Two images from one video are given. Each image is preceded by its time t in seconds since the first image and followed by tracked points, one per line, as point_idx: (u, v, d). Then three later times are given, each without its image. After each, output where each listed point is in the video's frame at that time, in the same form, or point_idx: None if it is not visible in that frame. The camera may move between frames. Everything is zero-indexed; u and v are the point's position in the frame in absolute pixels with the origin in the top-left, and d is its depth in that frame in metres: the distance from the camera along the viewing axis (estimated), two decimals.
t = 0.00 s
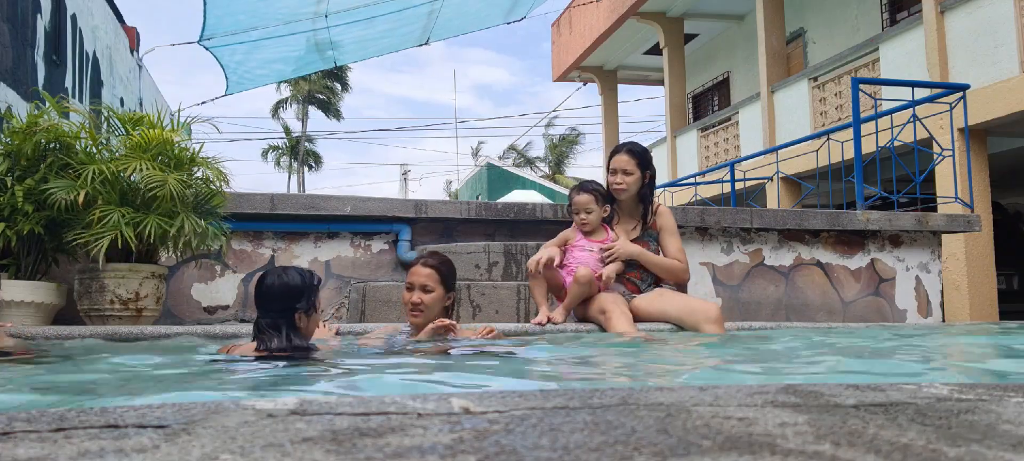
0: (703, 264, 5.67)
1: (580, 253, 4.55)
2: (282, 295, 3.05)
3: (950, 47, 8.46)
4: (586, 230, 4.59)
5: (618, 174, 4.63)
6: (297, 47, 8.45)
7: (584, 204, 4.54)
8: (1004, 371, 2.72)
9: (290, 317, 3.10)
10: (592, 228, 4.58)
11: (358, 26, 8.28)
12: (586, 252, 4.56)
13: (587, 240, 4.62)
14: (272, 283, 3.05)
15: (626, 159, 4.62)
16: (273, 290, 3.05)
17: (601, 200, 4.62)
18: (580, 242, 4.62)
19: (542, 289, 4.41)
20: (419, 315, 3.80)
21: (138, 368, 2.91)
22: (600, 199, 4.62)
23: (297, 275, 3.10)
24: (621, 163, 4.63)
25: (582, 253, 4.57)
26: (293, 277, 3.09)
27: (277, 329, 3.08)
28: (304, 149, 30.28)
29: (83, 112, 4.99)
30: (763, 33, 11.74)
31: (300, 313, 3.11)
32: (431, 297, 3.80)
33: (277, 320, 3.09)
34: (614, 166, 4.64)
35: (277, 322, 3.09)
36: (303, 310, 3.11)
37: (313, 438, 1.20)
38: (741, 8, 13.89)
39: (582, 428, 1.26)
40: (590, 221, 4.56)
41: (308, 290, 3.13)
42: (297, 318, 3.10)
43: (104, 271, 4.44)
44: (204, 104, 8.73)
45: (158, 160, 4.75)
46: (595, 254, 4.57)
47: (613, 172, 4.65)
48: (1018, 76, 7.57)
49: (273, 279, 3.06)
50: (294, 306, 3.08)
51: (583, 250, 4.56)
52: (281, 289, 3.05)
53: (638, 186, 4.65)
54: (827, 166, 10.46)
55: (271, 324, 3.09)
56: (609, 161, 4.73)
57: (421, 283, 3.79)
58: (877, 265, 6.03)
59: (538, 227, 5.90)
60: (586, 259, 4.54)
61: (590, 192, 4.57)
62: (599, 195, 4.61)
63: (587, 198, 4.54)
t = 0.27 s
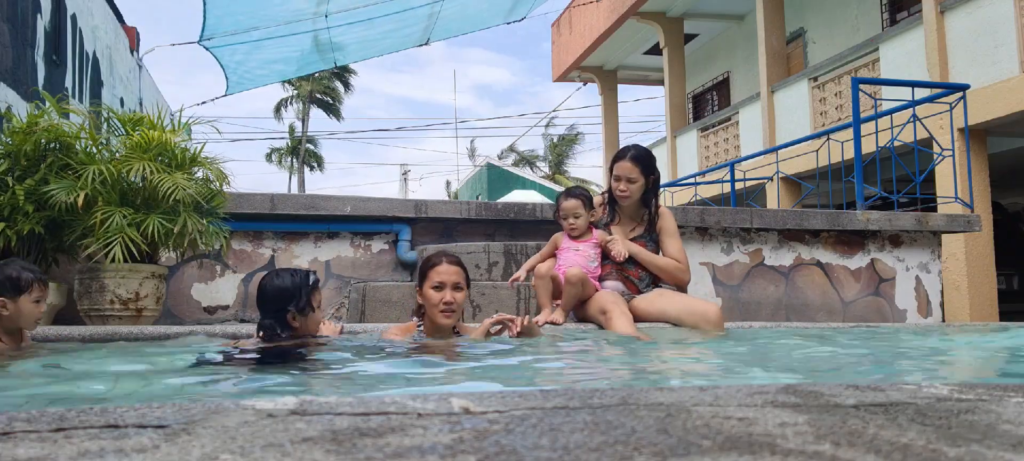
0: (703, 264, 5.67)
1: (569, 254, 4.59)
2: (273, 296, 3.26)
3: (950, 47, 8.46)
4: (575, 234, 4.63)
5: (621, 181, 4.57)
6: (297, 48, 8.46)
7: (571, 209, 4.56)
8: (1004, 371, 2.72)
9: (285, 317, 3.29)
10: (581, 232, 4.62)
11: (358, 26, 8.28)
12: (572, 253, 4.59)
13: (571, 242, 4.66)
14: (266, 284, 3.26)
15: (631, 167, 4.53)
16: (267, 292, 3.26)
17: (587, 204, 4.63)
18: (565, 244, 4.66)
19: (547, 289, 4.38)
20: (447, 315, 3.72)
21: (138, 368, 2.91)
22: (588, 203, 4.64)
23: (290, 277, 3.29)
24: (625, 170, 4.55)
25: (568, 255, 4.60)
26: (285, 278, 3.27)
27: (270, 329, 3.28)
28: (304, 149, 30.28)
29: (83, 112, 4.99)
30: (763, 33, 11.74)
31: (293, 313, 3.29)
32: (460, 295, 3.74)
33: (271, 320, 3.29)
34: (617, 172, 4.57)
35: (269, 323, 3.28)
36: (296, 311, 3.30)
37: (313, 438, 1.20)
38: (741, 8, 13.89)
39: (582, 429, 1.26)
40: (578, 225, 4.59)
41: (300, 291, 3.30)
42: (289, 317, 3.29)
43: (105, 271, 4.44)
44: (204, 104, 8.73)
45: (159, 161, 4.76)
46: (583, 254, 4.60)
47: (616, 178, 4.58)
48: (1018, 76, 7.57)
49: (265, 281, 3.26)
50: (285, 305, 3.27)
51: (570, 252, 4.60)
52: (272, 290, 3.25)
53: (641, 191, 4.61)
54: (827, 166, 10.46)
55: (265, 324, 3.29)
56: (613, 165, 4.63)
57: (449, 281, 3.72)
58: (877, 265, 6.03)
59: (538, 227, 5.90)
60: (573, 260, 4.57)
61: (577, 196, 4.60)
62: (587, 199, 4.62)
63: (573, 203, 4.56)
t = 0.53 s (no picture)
0: (703, 264, 5.66)
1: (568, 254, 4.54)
2: (274, 297, 3.22)
3: (950, 47, 8.46)
4: (563, 229, 4.60)
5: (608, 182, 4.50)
6: (297, 48, 8.46)
7: (558, 202, 4.59)
8: (1004, 371, 2.72)
9: (285, 318, 3.25)
10: (567, 226, 4.60)
11: (358, 27, 8.28)
12: (570, 252, 4.55)
13: (565, 240, 4.61)
14: (267, 284, 3.21)
15: (617, 167, 4.47)
16: (269, 292, 3.22)
17: (575, 199, 4.66)
18: (559, 243, 4.60)
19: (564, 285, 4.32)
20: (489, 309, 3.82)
21: (137, 368, 2.91)
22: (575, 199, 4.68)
23: (292, 278, 3.24)
24: (612, 171, 4.49)
25: (566, 254, 4.56)
26: (286, 278, 3.23)
27: (271, 328, 3.25)
28: (304, 149, 30.27)
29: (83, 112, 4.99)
30: (763, 33, 11.74)
31: (294, 314, 3.26)
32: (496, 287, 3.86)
33: (272, 320, 3.25)
34: (604, 173, 4.51)
35: (269, 322, 3.25)
36: (297, 311, 3.26)
37: (313, 438, 1.20)
38: (741, 8, 13.89)
39: (582, 429, 1.26)
40: (564, 219, 4.59)
41: (302, 292, 3.26)
42: (290, 318, 3.25)
43: (105, 271, 4.44)
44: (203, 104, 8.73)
45: (159, 161, 4.76)
46: (580, 252, 4.58)
47: (603, 179, 4.51)
48: (1018, 76, 7.57)
49: (265, 281, 3.22)
50: (287, 307, 3.23)
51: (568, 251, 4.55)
52: (273, 290, 3.22)
53: (628, 192, 4.55)
54: (827, 166, 10.46)
55: (266, 323, 3.26)
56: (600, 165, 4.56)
57: (491, 276, 3.80)
58: (877, 265, 6.03)
59: (537, 227, 5.90)
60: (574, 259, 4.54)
61: (564, 190, 4.62)
62: (575, 196, 4.67)
63: (560, 196, 4.60)
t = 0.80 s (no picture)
0: (703, 264, 5.66)
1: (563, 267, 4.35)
2: (263, 299, 3.20)
3: (949, 47, 8.46)
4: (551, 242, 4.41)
5: (600, 191, 4.38)
6: (297, 48, 8.46)
7: (545, 214, 4.40)
8: (1005, 371, 2.72)
9: (274, 318, 3.27)
10: (554, 238, 4.42)
11: (358, 27, 8.28)
12: (563, 266, 4.35)
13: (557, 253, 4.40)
14: (254, 286, 3.19)
15: (609, 177, 4.35)
16: (256, 294, 3.20)
17: (563, 209, 4.47)
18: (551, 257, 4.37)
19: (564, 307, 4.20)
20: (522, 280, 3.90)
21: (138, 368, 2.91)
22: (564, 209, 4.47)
23: (278, 278, 3.23)
24: (604, 181, 4.36)
25: (558, 268, 4.34)
26: (272, 279, 3.21)
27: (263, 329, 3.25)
28: (304, 149, 30.26)
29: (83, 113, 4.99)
30: (763, 33, 11.74)
31: (285, 312, 3.27)
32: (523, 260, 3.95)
33: (263, 320, 3.25)
34: (595, 183, 4.37)
35: (262, 323, 3.26)
36: (287, 310, 3.28)
37: (312, 438, 1.20)
38: (741, 8, 13.89)
39: (582, 428, 1.26)
40: (551, 232, 4.40)
41: (290, 289, 3.27)
42: (282, 316, 3.27)
43: (106, 271, 4.44)
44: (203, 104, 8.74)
45: (159, 161, 4.77)
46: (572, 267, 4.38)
47: (595, 188, 4.39)
48: (1018, 76, 7.57)
49: (250, 284, 3.19)
50: (278, 306, 3.24)
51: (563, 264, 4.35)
52: (261, 293, 3.19)
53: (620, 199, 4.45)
54: (827, 166, 10.46)
55: (258, 325, 3.26)
56: (590, 173, 4.43)
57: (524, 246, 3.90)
58: (877, 265, 6.03)
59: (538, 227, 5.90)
60: (566, 273, 4.33)
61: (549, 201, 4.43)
62: (562, 206, 4.46)
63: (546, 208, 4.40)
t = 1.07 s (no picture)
0: (703, 264, 5.66)
1: (558, 271, 4.33)
2: (261, 298, 3.24)
3: (950, 47, 8.46)
4: (552, 245, 4.36)
5: (604, 194, 4.39)
6: (297, 48, 8.46)
7: (548, 216, 4.34)
8: (1005, 371, 2.72)
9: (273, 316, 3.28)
10: (555, 241, 4.36)
11: (358, 26, 8.28)
12: (558, 270, 4.33)
13: (554, 257, 4.36)
14: (253, 285, 3.24)
15: (614, 180, 4.35)
16: (253, 293, 3.25)
17: (567, 213, 4.42)
18: (548, 260, 4.35)
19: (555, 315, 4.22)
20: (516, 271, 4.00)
21: (137, 368, 2.91)
22: (567, 213, 4.42)
23: (275, 276, 3.28)
24: (608, 184, 4.36)
25: (553, 271, 4.33)
26: (270, 278, 3.27)
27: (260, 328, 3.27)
28: (304, 149, 30.26)
29: (83, 113, 4.99)
30: (763, 33, 11.73)
31: (282, 311, 3.29)
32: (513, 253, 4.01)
33: (260, 319, 3.27)
34: (598, 186, 4.37)
35: (258, 322, 3.28)
36: (284, 308, 3.30)
37: (312, 438, 1.20)
38: (741, 8, 13.89)
39: (582, 429, 1.26)
40: (552, 235, 4.35)
41: (286, 288, 3.30)
42: (280, 314, 3.28)
43: (105, 271, 4.44)
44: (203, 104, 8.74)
45: (159, 161, 4.77)
46: (569, 269, 4.35)
47: (598, 191, 4.39)
48: (1018, 76, 7.57)
49: (248, 283, 3.25)
50: (275, 304, 3.26)
51: (558, 270, 4.33)
52: (259, 292, 3.24)
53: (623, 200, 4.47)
54: (827, 166, 10.46)
55: (254, 324, 3.28)
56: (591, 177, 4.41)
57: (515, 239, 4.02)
58: (877, 265, 6.04)
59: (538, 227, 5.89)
60: (560, 277, 4.32)
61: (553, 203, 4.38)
62: (565, 208, 4.41)
63: (549, 210, 4.35)
